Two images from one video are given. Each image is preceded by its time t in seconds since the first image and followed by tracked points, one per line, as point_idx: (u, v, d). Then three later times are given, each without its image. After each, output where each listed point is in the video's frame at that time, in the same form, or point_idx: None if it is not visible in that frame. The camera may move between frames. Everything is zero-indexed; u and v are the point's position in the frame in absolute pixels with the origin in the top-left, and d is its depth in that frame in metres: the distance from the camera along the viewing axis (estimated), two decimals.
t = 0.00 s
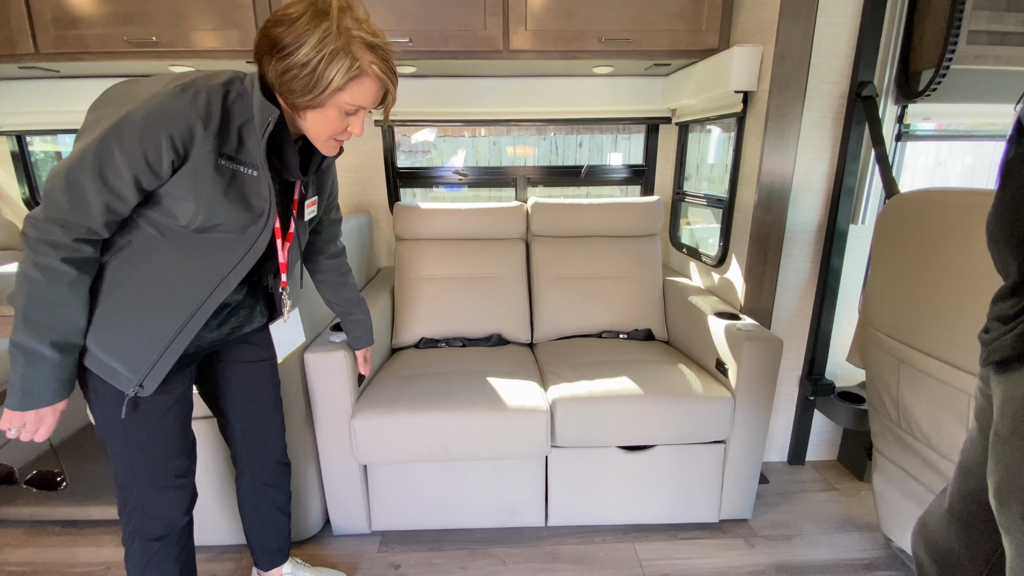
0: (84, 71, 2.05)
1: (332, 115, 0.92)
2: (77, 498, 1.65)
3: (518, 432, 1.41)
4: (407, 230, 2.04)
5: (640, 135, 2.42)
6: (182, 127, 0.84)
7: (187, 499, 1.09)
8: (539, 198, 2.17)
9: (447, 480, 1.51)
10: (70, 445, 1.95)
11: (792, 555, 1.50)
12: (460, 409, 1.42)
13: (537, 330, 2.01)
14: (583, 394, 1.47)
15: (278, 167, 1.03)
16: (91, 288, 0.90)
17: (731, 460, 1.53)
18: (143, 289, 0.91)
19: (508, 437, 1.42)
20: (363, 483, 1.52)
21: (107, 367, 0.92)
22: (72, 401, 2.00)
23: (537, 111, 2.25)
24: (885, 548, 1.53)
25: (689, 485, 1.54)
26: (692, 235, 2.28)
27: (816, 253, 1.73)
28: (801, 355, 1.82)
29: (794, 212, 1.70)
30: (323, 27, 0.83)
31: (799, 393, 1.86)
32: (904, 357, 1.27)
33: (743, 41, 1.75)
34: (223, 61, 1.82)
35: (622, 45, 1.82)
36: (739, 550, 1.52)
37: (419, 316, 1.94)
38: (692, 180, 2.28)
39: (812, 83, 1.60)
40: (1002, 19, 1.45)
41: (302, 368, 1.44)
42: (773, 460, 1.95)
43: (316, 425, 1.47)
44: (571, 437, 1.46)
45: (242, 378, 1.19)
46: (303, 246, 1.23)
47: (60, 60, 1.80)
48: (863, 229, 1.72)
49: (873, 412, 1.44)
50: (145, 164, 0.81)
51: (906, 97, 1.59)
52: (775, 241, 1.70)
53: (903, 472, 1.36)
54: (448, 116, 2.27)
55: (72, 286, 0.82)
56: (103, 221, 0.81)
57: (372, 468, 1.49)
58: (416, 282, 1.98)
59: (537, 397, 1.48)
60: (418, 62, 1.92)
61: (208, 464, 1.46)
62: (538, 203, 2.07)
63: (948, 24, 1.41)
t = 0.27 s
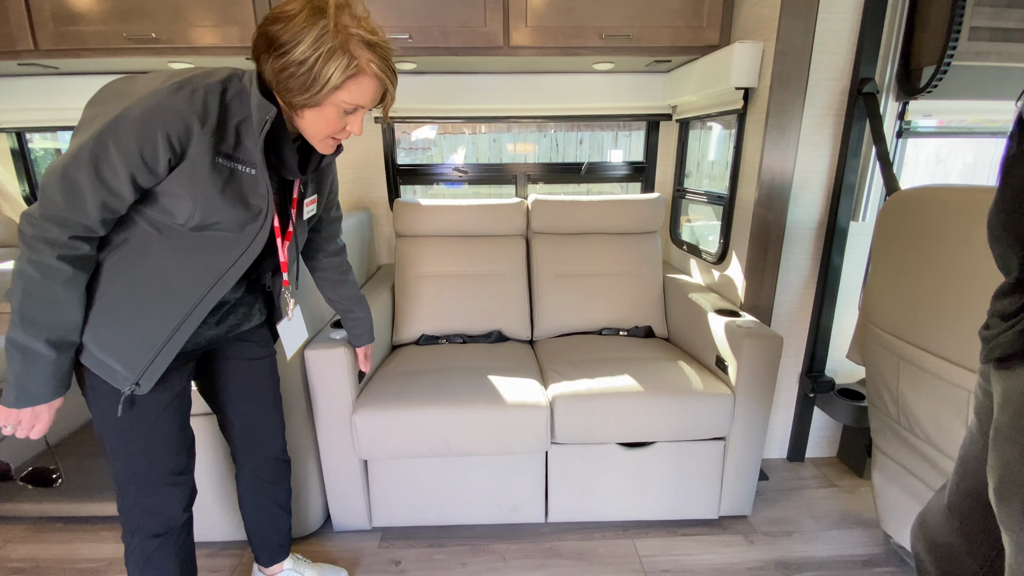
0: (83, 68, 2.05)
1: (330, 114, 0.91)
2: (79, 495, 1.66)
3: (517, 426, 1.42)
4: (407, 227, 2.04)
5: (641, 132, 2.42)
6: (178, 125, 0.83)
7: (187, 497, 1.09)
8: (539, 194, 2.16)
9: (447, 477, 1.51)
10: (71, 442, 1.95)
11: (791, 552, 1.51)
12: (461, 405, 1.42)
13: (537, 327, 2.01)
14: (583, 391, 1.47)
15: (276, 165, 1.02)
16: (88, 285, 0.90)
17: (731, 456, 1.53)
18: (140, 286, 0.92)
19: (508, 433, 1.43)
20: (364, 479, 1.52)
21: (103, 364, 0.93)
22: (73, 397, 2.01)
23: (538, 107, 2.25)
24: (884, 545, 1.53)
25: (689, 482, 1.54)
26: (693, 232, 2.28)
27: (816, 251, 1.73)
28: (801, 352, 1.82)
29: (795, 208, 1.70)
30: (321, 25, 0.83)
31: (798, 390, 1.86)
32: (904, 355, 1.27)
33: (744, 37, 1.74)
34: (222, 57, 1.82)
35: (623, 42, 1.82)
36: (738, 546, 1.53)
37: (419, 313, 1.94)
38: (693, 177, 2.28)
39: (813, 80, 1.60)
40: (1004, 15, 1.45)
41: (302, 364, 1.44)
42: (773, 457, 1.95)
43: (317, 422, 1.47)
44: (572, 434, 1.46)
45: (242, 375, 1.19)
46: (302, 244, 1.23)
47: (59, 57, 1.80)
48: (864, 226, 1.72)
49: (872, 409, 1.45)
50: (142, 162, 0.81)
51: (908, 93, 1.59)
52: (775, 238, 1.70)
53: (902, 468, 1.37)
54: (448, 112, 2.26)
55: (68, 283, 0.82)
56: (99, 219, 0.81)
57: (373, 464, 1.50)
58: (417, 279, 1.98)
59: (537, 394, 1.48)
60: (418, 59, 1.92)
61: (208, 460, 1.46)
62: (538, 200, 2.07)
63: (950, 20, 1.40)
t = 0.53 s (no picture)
0: (82, 65, 2.05)
1: (329, 113, 0.91)
2: (79, 491, 1.66)
3: (516, 423, 1.43)
4: (407, 224, 2.04)
5: (641, 129, 2.41)
6: (177, 122, 0.83)
7: (186, 494, 1.09)
8: (539, 192, 2.16)
9: (447, 473, 1.51)
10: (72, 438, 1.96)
11: (789, 548, 1.51)
12: (460, 402, 1.42)
13: (537, 324, 2.01)
14: (582, 388, 1.48)
15: (275, 163, 1.02)
16: (86, 283, 0.90)
17: (730, 453, 1.53)
18: (138, 284, 0.92)
19: (508, 430, 1.43)
20: (364, 476, 1.53)
21: (102, 361, 0.93)
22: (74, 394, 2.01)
23: (537, 104, 2.25)
24: (882, 541, 1.53)
25: (688, 478, 1.54)
26: (693, 230, 2.28)
27: (816, 248, 1.73)
28: (801, 349, 1.83)
29: (794, 206, 1.70)
30: (319, 23, 0.82)
31: (798, 387, 1.86)
32: (903, 353, 1.27)
33: (745, 34, 1.74)
34: (221, 54, 1.82)
35: (622, 38, 1.82)
36: (736, 542, 1.53)
37: (419, 310, 1.94)
38: (693, 174, 2.28)
39: (813, 77, 1.60)
40: (1004, 12, 1.45)
41: (302, 361, 1.44)
42: (772, 454, 1.96)
43: (317, 419, 1.48)
44: (571, 431, 1.46)
45: (241, 372, 1.19)
46: (302, 242, 1.23)
47: (58, 54, 1.80)
48: (864, 224, 1.72)
49: (871, 406, 1.45)
50: (140, 160, 0.81)
51: (908, 90, 1.58)
52: (775, 235, 1.70)
53: (899, 465, 1.37)
54: (448, 109, 2.26)
55: (67, 281, 0.82)
56: (98, 216, 0.81)
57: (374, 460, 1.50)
58: (416, 276, 1.98)
59: (536, 391, 1.48)
60: (418, 56, 1.91)
61: (209, 457, 1.46)
62: (538, 197, 2.07)
63: (950, 17, 1.39)
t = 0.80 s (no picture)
0: (81, 62, 2.05)
1: (329, 111, 0.91)
2: (80, 488, 1.67)
3: (515, 419, 1.44)
4: (407, 221, 2.04)
5: (641, 127, 2.41)
6: (177, 121, 0.83)
7: (186, 492, 1.10)
8: (539, 189, 2.16)
9: (447, 470, 1.52)
10: (72, 436, 1.96)
11: (788, 545, 1.51)
12: (460, 399, 1.43)
13: (536, 322, 2.01)
14: (581, 385, 1.48)
15: (274, 163, 1.02)
16: (86, 280, 0.90)
17: (729, 450, 1.54)
18: (138, 282, 0.92)
19: (507, 426, 1.44)
20: (364, 473, 1.53)
21: (102, 359, 0.93)
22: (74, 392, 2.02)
23: (537, 102, 2.24)
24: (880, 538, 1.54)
25: (687, 476, 1.55)
26: (692, 227, 2.28)
27: (815, 246, 1.73)
28: (800, 346, 1.83)
29: (794, 204, 1.70)
30: (319, 22, 0.82)
31: (797, 385, 1.86)
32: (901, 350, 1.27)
33: (745, 31, 1.74)
34: (220, 51, 1.82)
35: (622, 35, 1.81)
36: (735, 539, 1.54)
37: (418, 308, 1.95)
38: (693, 171, 2.28)
39: (813, 74, 1.60)
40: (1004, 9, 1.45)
41: (302, 359, 1.44)
42: (771, 451, 1.96)
43: (317, 416, 1.48)
44: (570, 428, 1.47)
45: (241, 370, 1.20)
46: (302, 241, 1.23)
47: (57, 51, 1.79)
48: (864, 221, 1.72)
49: (870, 403, 1.45)
50: (140, 159, 0.81)
51: (908, 88, 1.55)
52: (774, 233, 1.70)
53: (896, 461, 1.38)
54: (448, 107, 2.26)
55: (67, 279, 0.82)
56: (97, 215, 0.81)
57: (373, 455, 1.50)
58: (416, 274, 1.98)
59: (536, 388, 1.49)
60: (417, 53, 1.91)
61: (209, 454, 1.47)
62: (537, 195, 2.07)
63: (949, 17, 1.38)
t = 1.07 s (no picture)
0: (80, 60, 2.04)
1: (331, 109, 0.91)
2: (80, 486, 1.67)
3: (515, 417, 1.44)
4: (406, 219, 2.03)
5: (641, 125, 2.41)
6: (179, 119, 0.83)
7: (187, 489, 1.10)
8: (538, 187, 2.16)
9: (447, 468, 1.52)
10: (72, 434, 1.97)
11: (787, 542, 1.52)
12: (460, 397, 1.43)
13: (536, 320, 2.01)
14: (580, 383, 1.48)
15: (276, 161, 1.02)
16: (88, 278, 0.90)
17: (728, 448, 1.54)
18: (140, 280, 0.92)
19: (507, 423, 1.44)
20: (364, 471, 1.54)
21: (104, 357, 0.93)
22: (74, 390, 2.02)
23: (537, 99, 2.24)
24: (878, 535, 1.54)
25: (686, 473, 1.55)
26: (692, 225, 2.28)
27: (815, 243, 1.73)
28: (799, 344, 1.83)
29: (794, 202, 1.69)
30: (322, 20, 0.82)
31: (796, 383, 1.87)
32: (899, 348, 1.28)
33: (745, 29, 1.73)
34: (218, 49, 1.81)
35: (622, 33, 1.81)
36: (734, 536, 1.54)
37: (418, 306, 1.95)
38: (693, 169, 2.28)
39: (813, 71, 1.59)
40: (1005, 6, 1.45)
41: (301, 356, 1.45)
42: (770, 449, 1.96)
43: (317, 413, 1.48)
44: (570, 426, 1.47)
45: (242, 368, 1.20)
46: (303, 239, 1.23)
47: (56, 48, 1.79)
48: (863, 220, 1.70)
49: (869, 401, 1.45)
50: (142, 157, 0.81)
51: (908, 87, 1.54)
52: (774, 230, 1.70)
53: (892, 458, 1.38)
54: (448, 104, 2.26)
55: (69, 278, 0.82)
56: (99, 213, 0.81)
57: (372, 452, 1.51)
58: (416, 272, 1.98)
59: (536, 386, 1.49)
60: (417, 50, 1.91)
61: (209, 452, 1.47)
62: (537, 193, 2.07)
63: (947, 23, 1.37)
